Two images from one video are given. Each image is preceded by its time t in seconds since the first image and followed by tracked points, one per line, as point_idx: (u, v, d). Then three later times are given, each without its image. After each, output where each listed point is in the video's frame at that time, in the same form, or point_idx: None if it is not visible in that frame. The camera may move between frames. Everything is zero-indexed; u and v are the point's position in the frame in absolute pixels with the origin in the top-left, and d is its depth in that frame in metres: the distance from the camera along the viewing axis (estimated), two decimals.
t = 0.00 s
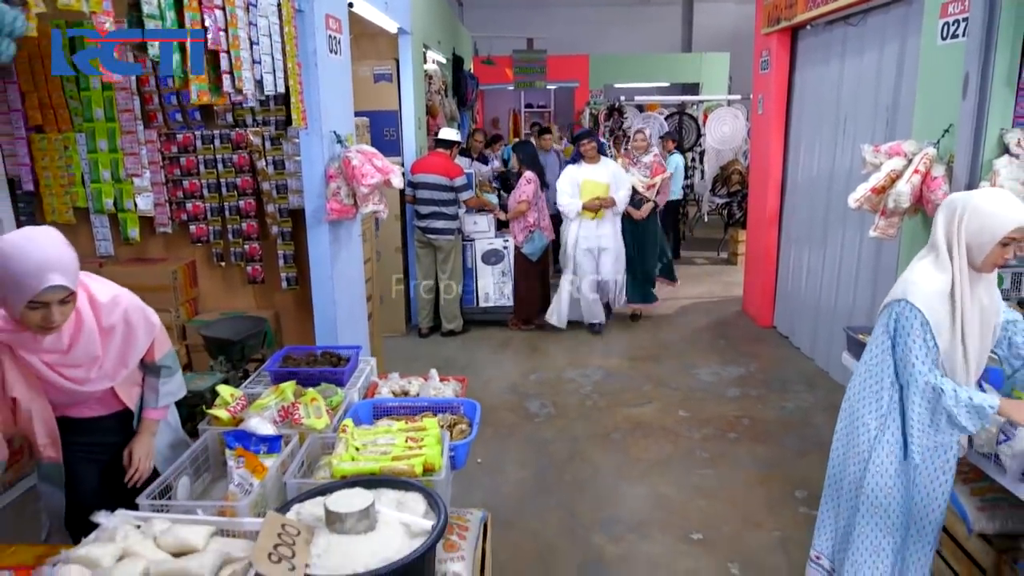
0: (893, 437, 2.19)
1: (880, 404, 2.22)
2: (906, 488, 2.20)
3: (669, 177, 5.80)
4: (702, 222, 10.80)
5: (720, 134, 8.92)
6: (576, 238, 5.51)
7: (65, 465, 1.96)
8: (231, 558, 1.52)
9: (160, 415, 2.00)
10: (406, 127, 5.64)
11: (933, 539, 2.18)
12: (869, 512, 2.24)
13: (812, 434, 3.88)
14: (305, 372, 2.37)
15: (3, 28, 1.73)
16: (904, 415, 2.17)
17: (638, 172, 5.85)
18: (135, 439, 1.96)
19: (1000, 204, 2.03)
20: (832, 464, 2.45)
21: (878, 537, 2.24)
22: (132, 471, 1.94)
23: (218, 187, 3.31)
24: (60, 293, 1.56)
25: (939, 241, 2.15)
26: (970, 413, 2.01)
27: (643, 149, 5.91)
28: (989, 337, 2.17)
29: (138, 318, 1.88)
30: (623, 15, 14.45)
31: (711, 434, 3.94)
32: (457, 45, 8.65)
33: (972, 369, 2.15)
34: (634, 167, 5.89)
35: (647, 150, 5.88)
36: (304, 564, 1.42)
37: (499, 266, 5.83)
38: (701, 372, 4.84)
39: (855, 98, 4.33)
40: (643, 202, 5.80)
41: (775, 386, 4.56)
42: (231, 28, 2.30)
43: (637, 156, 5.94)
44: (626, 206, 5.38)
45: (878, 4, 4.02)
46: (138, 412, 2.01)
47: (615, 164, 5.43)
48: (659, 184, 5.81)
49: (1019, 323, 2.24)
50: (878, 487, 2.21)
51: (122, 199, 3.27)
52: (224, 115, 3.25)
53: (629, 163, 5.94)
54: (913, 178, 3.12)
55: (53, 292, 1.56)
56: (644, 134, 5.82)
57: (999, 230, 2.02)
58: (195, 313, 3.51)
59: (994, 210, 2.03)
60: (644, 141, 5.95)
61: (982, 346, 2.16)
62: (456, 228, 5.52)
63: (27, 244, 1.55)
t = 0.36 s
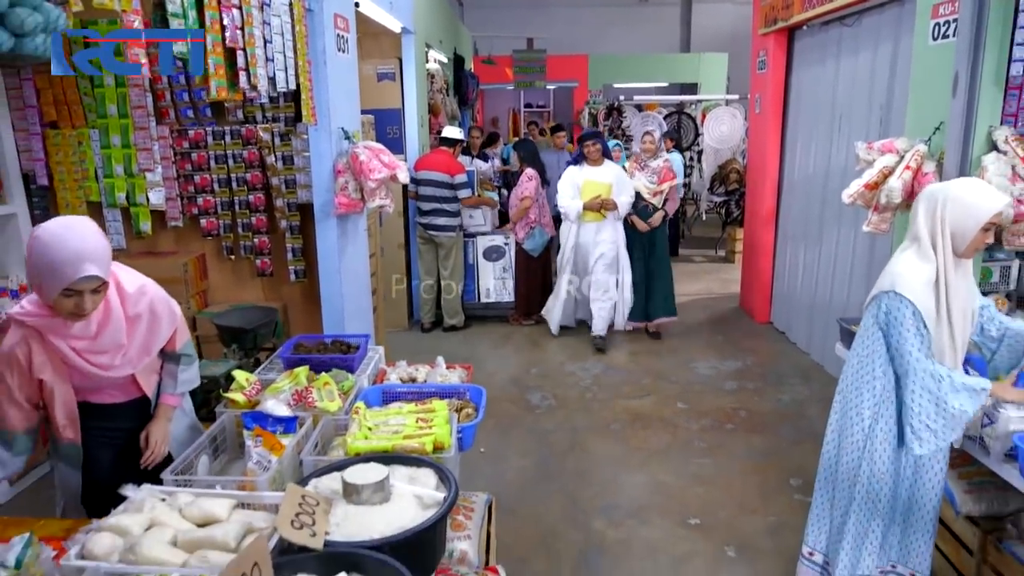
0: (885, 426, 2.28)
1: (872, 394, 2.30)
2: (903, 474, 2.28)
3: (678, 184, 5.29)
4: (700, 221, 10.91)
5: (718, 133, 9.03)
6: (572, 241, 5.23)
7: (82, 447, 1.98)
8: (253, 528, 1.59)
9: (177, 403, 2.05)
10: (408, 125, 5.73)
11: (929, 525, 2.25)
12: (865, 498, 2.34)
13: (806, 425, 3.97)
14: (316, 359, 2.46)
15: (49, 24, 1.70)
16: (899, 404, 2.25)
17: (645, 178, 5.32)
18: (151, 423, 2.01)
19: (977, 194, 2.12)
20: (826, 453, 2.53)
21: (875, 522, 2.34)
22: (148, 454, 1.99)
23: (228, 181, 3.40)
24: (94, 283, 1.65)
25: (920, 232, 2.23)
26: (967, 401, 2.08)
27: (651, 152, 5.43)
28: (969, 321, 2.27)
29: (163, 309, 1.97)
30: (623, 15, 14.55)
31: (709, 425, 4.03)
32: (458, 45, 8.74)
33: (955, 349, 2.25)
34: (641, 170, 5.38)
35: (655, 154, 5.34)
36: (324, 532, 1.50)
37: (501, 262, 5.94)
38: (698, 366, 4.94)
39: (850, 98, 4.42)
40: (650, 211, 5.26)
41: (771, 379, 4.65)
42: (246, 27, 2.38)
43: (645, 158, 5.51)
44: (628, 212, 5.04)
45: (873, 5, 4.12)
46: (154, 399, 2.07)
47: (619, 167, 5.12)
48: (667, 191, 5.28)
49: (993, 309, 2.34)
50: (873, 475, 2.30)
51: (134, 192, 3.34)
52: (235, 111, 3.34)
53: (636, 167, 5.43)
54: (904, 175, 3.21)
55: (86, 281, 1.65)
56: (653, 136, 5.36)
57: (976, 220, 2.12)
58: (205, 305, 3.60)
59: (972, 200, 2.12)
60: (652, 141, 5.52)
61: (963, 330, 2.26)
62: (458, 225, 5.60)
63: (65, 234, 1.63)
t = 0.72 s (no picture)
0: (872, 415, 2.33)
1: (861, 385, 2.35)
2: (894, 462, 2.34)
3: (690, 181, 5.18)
4: (700, 219, 11.01)
5: (718, 132, 9.13)
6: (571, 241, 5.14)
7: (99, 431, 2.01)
8: (274, 500, 1.68)
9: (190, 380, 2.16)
10: (413, 123, 5.82)
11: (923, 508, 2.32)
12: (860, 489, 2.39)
13: (802, 417, 4.07)
14: (328, 346, 2.56)
15: (90, 26, 1.85)
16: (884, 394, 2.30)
17: (654, 175, 5.18)
18: (172, 403, 2.09)
19: (949, 185, 2.16)
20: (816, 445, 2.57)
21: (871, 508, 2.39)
22: (174, 433, 2.07)
23: (240, 177, 3.50)
24: (136, 252, 1.76)
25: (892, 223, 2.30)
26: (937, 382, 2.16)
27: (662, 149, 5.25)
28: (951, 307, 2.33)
29: (184, 289, 2.09)
30: (625, 15, 14.64)
31: (707, 417, 4.13)
32: (461, 44, 8.85)
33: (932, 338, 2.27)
34: (650, 167, 5.22)
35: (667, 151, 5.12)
36: (342, 501, 1.60)
37: (504, 258, 6.04)
38: (697, 361, 5.03)
39: (846, 97, 4.52)
40: (657, 210, 5.23)
41: (769, 373, 4.75)
42: (262, 27, 2.47)
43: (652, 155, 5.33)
44: (626, 214, 4.91)
45: (868, 6, 4.21)
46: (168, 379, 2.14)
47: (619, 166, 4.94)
48: (678, 189, 5.20)
49: (976, 293, 2.41)
50: (865, 464, 2.35)
51: (149, 187, 3.42)
52: (247, 108, 3.45)
53: (645, 164, 5.25)
54: (897, 171, 3.31)
55: (129, 250, 1.76)
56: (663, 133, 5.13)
57: (945, 212, 2.15)
58: (217, 297, 3.70)
59: (945, 191, 2.16)
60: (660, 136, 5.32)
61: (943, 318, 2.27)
62: (460, 221, 5.68)
63: (107, 206, 1.73)
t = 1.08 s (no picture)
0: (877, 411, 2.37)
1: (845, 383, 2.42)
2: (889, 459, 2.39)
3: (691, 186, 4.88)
4: (700, 220, 11.11)
5: (718, 134, 9.25)
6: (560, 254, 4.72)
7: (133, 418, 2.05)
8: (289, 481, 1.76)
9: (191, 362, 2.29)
10: (417, 125, 5.92)
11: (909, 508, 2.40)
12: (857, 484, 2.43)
13: (797, 412, 4.16)
14: (337, 339, 2.65)
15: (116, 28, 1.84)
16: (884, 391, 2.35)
17: (654, 180, 4.88)
18: (190, 381, 2.23)
19: (939, 188, 2.22)
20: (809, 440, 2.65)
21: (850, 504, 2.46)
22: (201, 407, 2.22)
23: (250, 176, 3.60)
24: (176, 229, 1.89)
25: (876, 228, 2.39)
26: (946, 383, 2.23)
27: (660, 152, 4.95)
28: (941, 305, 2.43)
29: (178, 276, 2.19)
30: (627, 18, 14.75)
31: (704, 412, 4.23)
32: (464, 46, 8.96)
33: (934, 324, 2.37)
34: (649, 171, 4.91)
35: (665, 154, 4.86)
36: (353, 480, 1.69)
37: (506, 257, 6.13)
38: (696, 358, 5.12)
39: (842, 100, 4.60)
40: (655, 218, 4.92)
41: (765, 370, 4.84)
42: (274, 31, 2.57)
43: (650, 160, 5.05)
44: (614, 223, 4.64)
45: (863, 11, 4.30)
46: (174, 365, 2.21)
47: (608, 172, 4.68)
48: (678, 195, 4.89)
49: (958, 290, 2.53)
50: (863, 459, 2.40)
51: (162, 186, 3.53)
52: (257, 109, 3.54)
53: (643, 170, 4.94)
54: (889, 172, 3.39)
55: (169, 227, 1.88)
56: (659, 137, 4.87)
57: (940, 210, 2.23)
58: (226, 293, 3.80)
59: (934, 193, 2.23)
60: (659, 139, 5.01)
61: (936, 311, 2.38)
62: (460, 221, 5.77)
63: (146, 186, 1.85)
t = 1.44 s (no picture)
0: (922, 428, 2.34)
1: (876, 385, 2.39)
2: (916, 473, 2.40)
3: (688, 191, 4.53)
4: (699, 220, 11.20)
5: (716, 134, 9.36)
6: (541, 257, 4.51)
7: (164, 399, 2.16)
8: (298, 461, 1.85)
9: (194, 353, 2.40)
10: (419, 125, 6.01)
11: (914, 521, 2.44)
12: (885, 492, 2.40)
13: (790, 406, 4.26)
14: (342, 331, 2.74)
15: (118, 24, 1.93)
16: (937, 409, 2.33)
17: (650, 185, 4.53)
18: (201, 366, 2.35)
19: (976, 198, 2.25)
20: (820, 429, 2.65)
21: (846, 501, 2.47)
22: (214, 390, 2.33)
23: (256, 174, 3.70)
24: (198, 217, 2.03)
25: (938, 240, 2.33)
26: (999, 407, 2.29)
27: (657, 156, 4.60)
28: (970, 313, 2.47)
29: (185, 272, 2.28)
30: (627, 19, 14.84)
31: (700, 406, 4.32)
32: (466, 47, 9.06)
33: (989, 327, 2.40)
34: (645, 176, 4.56)
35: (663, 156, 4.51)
36: (360, 459, 1.79)
37: (506, 256, 6.23)
38: (692, 354, 5.22)
39: (835, 101, 4.70)
40: (653, 226, 4.55)
41: (761, 366, 4.93)
42: (282, 34, 2.67)
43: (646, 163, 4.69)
44: (598, 224, 4.42)
45: (855, 14, 4.40)
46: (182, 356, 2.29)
47: (592, 172, 4.51)
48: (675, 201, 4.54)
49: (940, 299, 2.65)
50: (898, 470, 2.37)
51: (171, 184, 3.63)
52: (264, 110, 3.64)
53: (638, 173, 4.58)
54: (878, 171, 3.53)
55: (191, 216, 2.02)
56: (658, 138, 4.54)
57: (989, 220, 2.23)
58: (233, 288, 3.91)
59: (975, 204, 2.24)
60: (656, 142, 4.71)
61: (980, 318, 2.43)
62: (456, 221, 5.82)
63: (172, 177, 1.99)
